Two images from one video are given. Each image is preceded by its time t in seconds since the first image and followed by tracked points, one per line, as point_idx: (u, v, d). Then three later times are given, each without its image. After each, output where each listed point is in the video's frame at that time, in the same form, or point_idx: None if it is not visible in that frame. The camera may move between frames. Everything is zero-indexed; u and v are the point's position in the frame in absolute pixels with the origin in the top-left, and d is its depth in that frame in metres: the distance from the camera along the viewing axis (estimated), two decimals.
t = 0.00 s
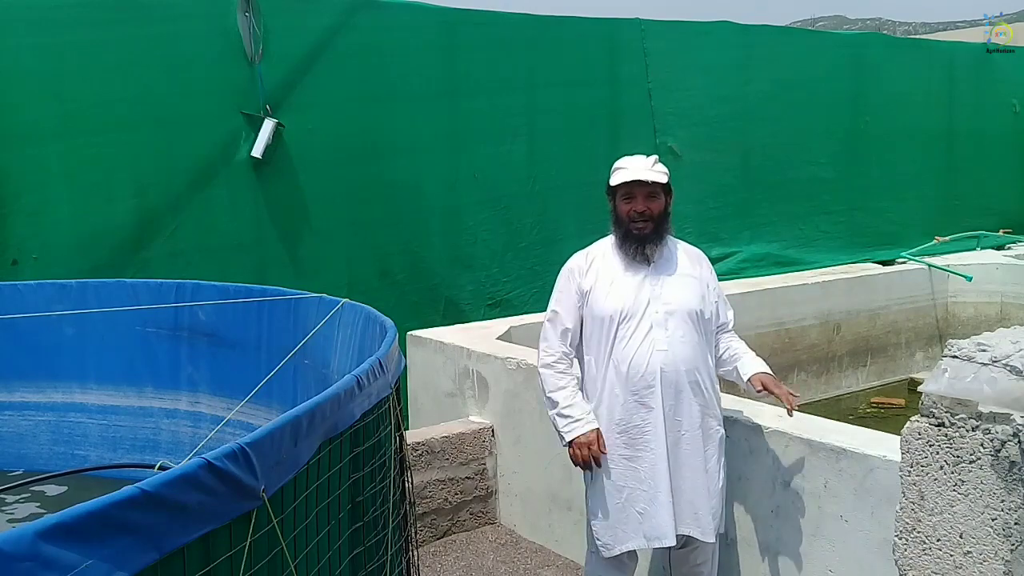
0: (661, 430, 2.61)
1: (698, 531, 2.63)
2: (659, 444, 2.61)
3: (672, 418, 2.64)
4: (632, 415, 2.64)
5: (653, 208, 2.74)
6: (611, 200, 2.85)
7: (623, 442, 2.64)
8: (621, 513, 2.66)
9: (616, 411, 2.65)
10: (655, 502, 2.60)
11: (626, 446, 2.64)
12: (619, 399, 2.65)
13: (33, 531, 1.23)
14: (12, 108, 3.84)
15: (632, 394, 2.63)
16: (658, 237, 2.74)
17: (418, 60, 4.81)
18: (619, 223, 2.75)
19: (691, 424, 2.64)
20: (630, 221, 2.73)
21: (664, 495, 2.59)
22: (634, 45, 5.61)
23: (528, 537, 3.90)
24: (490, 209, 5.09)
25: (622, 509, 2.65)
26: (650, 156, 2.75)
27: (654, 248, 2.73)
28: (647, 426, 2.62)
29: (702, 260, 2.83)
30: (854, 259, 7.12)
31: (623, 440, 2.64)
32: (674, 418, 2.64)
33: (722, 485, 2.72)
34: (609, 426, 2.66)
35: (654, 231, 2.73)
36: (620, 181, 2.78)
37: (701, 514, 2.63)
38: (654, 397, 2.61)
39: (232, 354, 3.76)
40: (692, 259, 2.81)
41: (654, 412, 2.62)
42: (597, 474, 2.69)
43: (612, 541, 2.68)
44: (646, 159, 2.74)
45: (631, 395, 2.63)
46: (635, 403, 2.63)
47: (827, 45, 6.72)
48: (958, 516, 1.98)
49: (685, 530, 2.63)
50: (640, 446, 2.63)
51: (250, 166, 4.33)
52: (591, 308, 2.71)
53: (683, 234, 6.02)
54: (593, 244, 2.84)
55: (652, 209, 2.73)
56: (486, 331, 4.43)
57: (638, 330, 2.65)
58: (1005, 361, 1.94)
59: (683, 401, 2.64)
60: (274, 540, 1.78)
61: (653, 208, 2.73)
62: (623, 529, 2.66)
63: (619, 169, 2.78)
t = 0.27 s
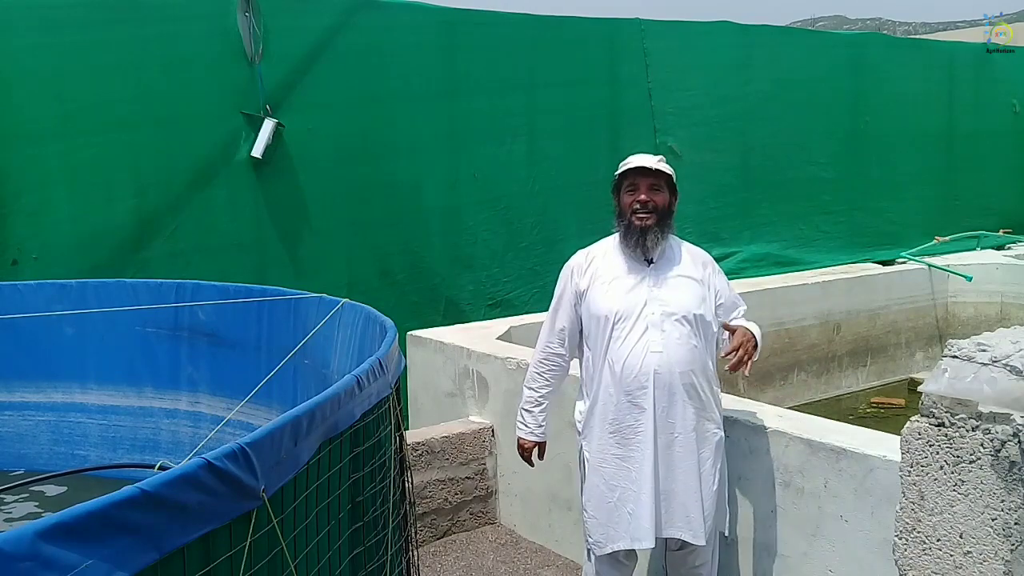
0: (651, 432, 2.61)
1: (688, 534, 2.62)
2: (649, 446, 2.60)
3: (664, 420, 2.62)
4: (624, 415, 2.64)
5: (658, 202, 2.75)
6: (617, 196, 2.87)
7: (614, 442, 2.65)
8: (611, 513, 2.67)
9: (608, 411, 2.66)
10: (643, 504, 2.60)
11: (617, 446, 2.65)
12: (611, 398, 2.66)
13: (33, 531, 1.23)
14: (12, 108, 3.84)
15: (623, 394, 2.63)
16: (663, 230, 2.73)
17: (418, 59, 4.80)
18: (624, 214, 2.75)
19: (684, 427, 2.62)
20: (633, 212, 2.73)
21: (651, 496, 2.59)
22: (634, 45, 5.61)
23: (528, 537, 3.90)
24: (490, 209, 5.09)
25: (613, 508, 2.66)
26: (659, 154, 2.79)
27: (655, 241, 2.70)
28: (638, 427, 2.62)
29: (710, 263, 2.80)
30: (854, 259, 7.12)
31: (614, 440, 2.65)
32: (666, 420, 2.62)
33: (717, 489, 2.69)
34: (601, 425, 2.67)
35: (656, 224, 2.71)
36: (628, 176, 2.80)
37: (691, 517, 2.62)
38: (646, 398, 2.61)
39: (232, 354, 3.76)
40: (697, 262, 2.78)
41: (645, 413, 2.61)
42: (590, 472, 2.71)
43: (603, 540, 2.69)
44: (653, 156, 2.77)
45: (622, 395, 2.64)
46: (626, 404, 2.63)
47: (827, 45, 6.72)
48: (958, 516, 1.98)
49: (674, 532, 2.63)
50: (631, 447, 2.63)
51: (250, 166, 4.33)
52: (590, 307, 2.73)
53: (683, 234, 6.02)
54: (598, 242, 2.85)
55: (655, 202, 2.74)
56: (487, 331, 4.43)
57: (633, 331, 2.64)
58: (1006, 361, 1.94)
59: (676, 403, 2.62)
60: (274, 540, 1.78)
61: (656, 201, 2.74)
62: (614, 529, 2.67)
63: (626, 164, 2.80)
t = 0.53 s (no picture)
0: (649, 429, 2.61)
1: (688, 532, 2.62)
2: (647, 443, 2.61)
3: (662, 417, 2.62)
4: (622, 413, 2.64)
5: (658, 213, 2.73)
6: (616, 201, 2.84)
7: (613, 440, 2.65)
8: (612, 511, 2.67)
9: (606, 409, 2.67)
10: (643, 502, 2.60)
11: (616, 444, 2.65)
12: (610, 397, 2.66)
13: (33, 531, 1.23)
14: (12, 108, 3.84)
15: (621, 392, 2.64)
16: (661, 241, 2.73)
17: (419, 59, 4.80)
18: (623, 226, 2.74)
19: (682, 425, 2.62)
20: (631, 224, 2.73)
21: (651, 493, 2.59)
22: (634, 45, 5.61)
23: (528, 537, 3.90)
24: (490, 209, 5.09)
25: (614, 507, 2.66)
26: (660, 158, 2.75)
27: (654, 252, 2.72)
28: (636, 425, 2.62)
29: (709, 261, 2.79)
30: (854, 259, 7.12)
31: (613, 438, 2.65)
32: (664, 418, 2.62)
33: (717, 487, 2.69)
34: (600, 423, 2.68)
35: (654, 236, 2.71)
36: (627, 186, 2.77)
37: (691, 515, 2.61)
38: (644, 396, 2.61)
39: (233, 354, 3.76)
40: (696, 260, 2.77)
41: (643, 411, 2.61)
42: (589, 471, 2.71)
43: (604, 538, 2.69)
44: (653, 162, 2.74)
45: (620, 394, 2.64)
46: (624, 402, 2.64)
47: (827, 45, 6.72)
48: (958, 516, 1.98)
49: (673, 530, 2.63)
50: (629, 445, 2.63)
51: (250, 166, 4.33)
52: (588, 306, 2.74)
53: (683, 234, 6.02)
54: (598, 244, 2.85)
55: (654, 214, 2.72)
56: (486, 331, 4.43)
57: (630, 329, 2.65)
58: (1006, 361, 1.94)
59: (674, 400, 2.62)
60: (274, 540, 1.78)
61: (655, 212, 2.73)
62: (614, 527, 2.67)
63: (625, 171, 2.76)
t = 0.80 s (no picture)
0: (649, 429, 2.61)
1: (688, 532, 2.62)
2: (647, 443, 2.61)
3: (662, 417, 2.62)
4: (621, 414, 2.64)
5: (652, 210, 2.74)
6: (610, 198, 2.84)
7: (613, 441, 2.66)
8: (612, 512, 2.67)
9: (605, 410, 2.67)
10: (643, 501, 2.60)
11: (615, 444, 2.65)
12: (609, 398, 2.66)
13: (33, 531, 1.23)
14: (12, 108, 3.84)
15: (621, 392, 2.64)
16: (656, 236, 2.74)
17: (419, 59, 4.81)
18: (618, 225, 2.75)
19: (681, 424, 2.62)
20: (626, 221, 2.73)
21: (651, 493, 2.59)
22: (634, 45, 5.61)
23: (528, 537, 3.90)
24: (490, 209, 5.09)
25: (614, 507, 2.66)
26: (650, 155, 2.74)
27: (650, 248, 2.73)
28: (636, 425, 2.63)
29: (707, 261, 2.79)
30: (854, 259, 7.12)
31: (613, 438, 2.66)
32: (663, 418, 2.62)
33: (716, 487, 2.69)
34: (599, 424, 2.68)
35: (650, 232, 2.73)
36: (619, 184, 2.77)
37: (691, 515, 2.61)
38: (643, 396, 2.61)
39: (233, 354, 3.76)
40: (695, 260, 2.77)
41: (642, 411, 2.62)
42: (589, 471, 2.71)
43: (605, 538, 2.69)
44: (643, 159, 2.74)
45: (620, 394, 2.64)
46: (624, 402, 2.64)
47: (827, 45, 6.72)
48: (958, 516, 1.98)
49: (673, 530, 2.63)
50: (629, 445, 2.64)
51: (250, 166, 4.33)
52: (586, 307, 2.73)
53: (683, 234, 6.02)
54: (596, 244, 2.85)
55: (648, 210, 2.73)
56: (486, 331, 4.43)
57: (629, 330, 2.65)
58: (1006, 361, 1.94)
59: (673, 400, 2.62)
60: (274, 540, 1.78)
61: (648, 209, 2.73)
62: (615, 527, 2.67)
63: (616, 170, 2.76)
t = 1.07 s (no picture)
0: (653, 429, 2.61)
1: (691, 532, 2.61)
2: (651, 443, 2.61)
3: (665, 417, 2.62)
4: (624, 414, 2.64)
5: (656, 208, 2.75)
6: (614, 197, 2.86)
7: (617, 440, 2.66)
8: (616, 511, 2.67)
9: (609, 410, 2.66)
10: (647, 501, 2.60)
11: (619, 444, 2.65)
12: (613, 398, 2.66)
13: (33, 531, 1.24)
14: (12, 108, 3.84)
15: (625, 393, 2.64)
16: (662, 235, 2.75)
17: (419, 59, 4.81)
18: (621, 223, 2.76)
19: (685, 425, 2.62)
20: (630, 219, 2.74)
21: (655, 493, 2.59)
22: (634, 45, 5.61)
23: (528, 537, 3.90)
24: (490, 209, 5.09)
25: (618, 506, 2.66)
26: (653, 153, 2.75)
27: (655, 246, 2.73)
28: (640, 425, 2.62)
29: (710, 262, 2.79)
30: (854, 259, 7.12)
31: (617, 438, 2.65)
32: (667, 418, 2.62)
33: (718, 487, 2.69)
34: (604, 423, 2.68)
35: (655, 229, 2.73)
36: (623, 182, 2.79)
37: (693, 515, 2.61)
38: (647, 396, 2.61)
39: (233, 354, 3.76)
40: (698, 262, 2.77)
41: (646, 411, 2.61)
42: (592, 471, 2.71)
43: (609, 537, 2.68)
44: (645, 158, 2.74)
45: (624, 394, 2.64)
46: (628, 402, 2.64)
47: (827, 45, 6.72)
48: (959, 516, 1.98)
49: (677, 529, 2.62)
50: (633, 445, 2.64)
51: (250, 166, 4.33)
52: (590, 307, 2.73)
53: (683, 234, 6.02)
54: (597, 243, 2.85)
55: (652, 208, 2.73)
56: (486, 331, 4.43)
57: (633, 330, 2.65)
58: (1006, 361, 1.94)
59: (677, 401, 2.62)
60: (274, 540, 1.78)
61: (653, 206, 2.74)
62: (618, 526, 2.67)
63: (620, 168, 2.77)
